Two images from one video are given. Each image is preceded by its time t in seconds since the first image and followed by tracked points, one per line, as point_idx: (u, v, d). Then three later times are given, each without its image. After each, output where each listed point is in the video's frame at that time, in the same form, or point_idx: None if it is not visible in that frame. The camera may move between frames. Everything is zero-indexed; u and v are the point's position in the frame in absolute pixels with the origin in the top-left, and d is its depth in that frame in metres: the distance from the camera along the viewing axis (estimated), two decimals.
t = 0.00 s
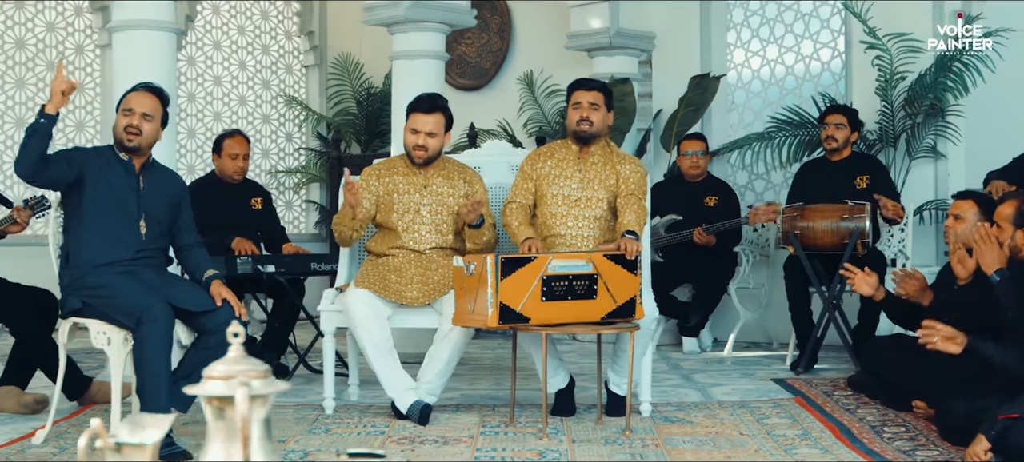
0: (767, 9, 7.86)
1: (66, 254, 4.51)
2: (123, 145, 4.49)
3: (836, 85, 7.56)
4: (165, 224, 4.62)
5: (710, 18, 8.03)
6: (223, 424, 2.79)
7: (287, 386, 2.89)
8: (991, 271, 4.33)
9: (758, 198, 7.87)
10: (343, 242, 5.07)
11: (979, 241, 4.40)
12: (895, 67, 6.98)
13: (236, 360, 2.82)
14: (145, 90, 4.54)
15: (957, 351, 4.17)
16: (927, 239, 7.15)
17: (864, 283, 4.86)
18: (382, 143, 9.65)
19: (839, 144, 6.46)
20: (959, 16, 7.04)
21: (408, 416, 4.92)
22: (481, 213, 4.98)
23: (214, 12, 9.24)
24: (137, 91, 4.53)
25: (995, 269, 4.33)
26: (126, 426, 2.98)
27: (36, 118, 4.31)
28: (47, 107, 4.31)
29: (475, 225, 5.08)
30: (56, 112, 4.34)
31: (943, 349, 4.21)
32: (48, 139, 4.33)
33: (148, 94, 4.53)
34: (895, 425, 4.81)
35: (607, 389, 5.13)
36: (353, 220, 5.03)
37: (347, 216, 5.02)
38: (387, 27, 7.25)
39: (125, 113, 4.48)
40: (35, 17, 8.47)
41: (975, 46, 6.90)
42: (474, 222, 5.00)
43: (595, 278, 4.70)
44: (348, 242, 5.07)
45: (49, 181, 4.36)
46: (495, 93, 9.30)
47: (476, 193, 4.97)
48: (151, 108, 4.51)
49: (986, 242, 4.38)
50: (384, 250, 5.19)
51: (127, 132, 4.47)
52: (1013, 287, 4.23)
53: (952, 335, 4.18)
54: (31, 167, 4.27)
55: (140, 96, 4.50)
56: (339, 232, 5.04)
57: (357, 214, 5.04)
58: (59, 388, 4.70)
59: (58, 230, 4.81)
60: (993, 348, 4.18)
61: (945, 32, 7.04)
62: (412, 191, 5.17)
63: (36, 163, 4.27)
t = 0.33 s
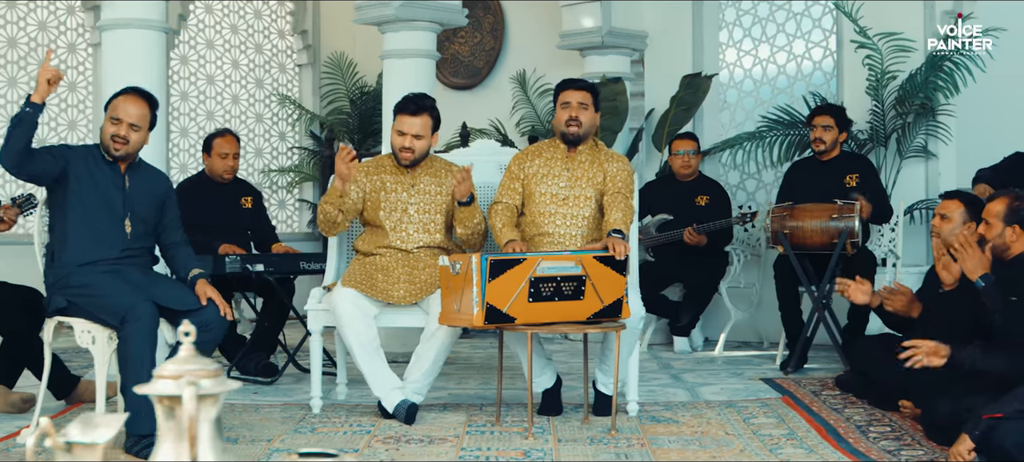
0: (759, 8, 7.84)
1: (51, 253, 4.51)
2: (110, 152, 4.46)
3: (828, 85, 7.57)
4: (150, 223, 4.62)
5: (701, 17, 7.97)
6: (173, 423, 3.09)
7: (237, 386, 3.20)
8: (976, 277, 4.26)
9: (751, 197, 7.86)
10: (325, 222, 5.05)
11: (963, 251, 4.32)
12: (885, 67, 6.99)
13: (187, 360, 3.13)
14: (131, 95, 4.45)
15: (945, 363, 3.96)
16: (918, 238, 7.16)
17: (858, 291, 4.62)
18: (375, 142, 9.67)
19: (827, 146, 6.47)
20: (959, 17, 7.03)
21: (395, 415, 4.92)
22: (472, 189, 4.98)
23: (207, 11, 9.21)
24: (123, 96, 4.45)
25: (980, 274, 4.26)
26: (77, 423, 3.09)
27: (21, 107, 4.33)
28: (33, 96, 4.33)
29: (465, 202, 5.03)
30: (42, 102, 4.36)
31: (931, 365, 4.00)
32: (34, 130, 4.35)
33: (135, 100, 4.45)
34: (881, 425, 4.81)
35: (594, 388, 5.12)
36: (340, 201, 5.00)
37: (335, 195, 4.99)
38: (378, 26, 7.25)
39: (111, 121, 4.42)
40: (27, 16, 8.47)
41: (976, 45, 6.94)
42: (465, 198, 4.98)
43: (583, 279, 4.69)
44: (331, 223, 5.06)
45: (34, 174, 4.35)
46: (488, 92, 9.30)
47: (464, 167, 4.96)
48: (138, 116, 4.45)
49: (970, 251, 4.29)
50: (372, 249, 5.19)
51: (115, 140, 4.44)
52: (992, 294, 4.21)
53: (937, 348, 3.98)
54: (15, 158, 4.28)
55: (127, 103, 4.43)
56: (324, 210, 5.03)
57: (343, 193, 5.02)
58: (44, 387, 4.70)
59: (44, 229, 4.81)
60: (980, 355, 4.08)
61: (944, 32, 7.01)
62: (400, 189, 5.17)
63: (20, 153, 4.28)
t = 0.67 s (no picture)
0: (751, 7, 7.84)
1: (36, 252, 4.50)
2: (96, 158, 4.44)
3: (819, 84, 7.59)
4: (135, 222, 4.62)
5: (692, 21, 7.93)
6: (120, 423, 3.12)
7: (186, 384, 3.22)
8: (959, 286, 4.09)
9: (743, 197, 7.86)
10: (308, 211, 5.06)
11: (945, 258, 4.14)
12: (875, 66, 7.01)
13: (135, 359, 3.15)
14: (115, 100, 4.43)
15: (927, 357, 4.08)
16: (908, 238, 7.16)
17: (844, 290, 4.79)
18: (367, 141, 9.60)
19: (817, 140, 6.51)
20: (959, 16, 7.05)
21: (380, 414, 4.93)
22: (460, 182, 4.99)
23: (200, 10, 9.26)
24: (107, 102, 4.42)
25: (962, 283, 4.09)
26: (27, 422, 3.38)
27: (7, 101, 4.35)
28: (18, 90, 4.35)
29: (453, 196, 5.06)
30: (27, 95, 4.37)
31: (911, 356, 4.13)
32: (19, 125, 4.38)
33: (119, 105, 4.43)
34: (867, 424, 4.80)
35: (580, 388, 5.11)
36: (326, 189, 5.03)
37: (320, 184, 5.02)
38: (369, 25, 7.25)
39: (96, 128, 4.40)
40: (19, 14, 8.48)
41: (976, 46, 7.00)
42: (453, 191, 5.00)
43: (565, 275, 4.70)
44: (313, 212, 5.06)
45: (18, 169, 4.36)
46: (480, 91, 9.28)
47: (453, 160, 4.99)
48: (123, 121, 4.42)
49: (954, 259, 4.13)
50: (359, 248, 5.17)
51: (100, 146, 4.42)
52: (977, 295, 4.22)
53: (919, 342, 4.11)
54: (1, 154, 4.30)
55: (111, 109, 4.40)
56: (308, 198, 5.04)
57: (328, 182, 5.05)
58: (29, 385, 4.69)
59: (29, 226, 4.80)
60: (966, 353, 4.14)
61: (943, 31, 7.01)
62: (387, 188, 5.16)
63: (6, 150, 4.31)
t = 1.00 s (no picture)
0: (742, 7, 7.82)
1: (20, 251, 4.51)
2: (80, 164, 4.43)
3: (810, 83, 7.58)
4: (119, 220, 4.61)
5: (684, 18, 7.95)
6: (62, 422, 3.02)
7: (133, 380, 3.12)
8: (937, 308, 4.18)
9: (734, 196, 7.85)
10: (287, 193, 5.02)
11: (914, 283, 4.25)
12: (865, 65, 7.00)
13: (79, 358, 3.04)
14: (97, 106, 4.37)
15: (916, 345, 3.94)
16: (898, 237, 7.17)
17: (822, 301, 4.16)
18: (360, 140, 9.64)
19: (804, 139, 6.53)
20: (959, 17, 7.12)
21: (365, 413, 4.93)
22: (448, 171, 5.04)
23: (192, 9, 9.25)
24: (90, 108, 4.37)
25: (940, 305, 4.18)
26: None
27: None
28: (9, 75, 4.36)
29: (441, 183, 5.11)
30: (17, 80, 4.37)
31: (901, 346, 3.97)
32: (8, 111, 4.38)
33: (101, 112, 4.37)
34: (851, 424, 4.80)
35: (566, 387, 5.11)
36: (302, 171, 4.98)
37: (297, 166, 4.97)
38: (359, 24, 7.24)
39: (80, 136, 4.37)
40: (10, 14, 8.49)
41: (975, 46, 7.08)
42: (441, 179, 5.06)
43: (554, 278, 4.67)
44: (293, 195, 5.03)
45: (4, 157, 4.43)
46: (472, 90, 9.27)
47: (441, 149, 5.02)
48: (105, 128, 4.38)
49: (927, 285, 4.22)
50: (345, 247, 5.15)
51: (84, 154, 4.40)
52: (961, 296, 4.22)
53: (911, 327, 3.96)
54: None
55: (93, 117, 4.36)
56: (286, 181, 5.00)
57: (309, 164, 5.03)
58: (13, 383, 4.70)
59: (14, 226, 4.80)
60: (951, 349, 4.04)
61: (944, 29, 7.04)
62: (373, 187, 5.15)
63: None
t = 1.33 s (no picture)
0: (733, 6, 7.82)
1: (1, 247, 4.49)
2: (62, 167, 4.42)
3: (800, 83, 7.60)
4: (101, 219, 4.60)
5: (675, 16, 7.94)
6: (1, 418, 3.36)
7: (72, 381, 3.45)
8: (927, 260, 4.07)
9: (725, 194, 7.85)
10: (274, 163, 4.97)
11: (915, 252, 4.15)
12: (855, 65, 6.99)
13: (21, 358, 3.34)
14: (83, 112, 4.36)
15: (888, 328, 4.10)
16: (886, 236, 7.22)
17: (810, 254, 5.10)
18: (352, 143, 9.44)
19: (794, 143, 6.54)
20: (959, 17, 7.13)
21: (350, 413, 4.93)
22: (430, 151, 5.01)
23: (184, 8, 9.35)
24: (76, 113, 4.36)
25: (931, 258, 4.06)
26: None
27: None
28: None
29: (423, 163, 5.07)
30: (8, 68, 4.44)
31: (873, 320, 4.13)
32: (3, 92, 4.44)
33: (87, 118, 4.36)
34: (836, 423, 4.80)
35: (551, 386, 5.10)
36: (286, 138, 4.98)
37: (280, 133, 4.98)
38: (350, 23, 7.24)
39: (64, 141, 4.36)
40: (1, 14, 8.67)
41: (975, 46, 7.07)
42: (424, 159, 5.04)
43: (540, 282, 4.66)
44: (277, 165, 4.98)
45: None
46: (464, 89, 9.25)
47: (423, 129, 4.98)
48: (90, 135, 4.37)
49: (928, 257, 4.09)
50: (331, 247, 5.16)
51: (66, 158, 4.40)
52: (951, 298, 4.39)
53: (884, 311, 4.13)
54: None
55: (78, 122, 4.35)
56: (271, 151, 4.97)
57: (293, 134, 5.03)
58: None
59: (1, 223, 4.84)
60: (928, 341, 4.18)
61: (944, 30, 7.11)
62: (356, 185, 5.16)
63: None
